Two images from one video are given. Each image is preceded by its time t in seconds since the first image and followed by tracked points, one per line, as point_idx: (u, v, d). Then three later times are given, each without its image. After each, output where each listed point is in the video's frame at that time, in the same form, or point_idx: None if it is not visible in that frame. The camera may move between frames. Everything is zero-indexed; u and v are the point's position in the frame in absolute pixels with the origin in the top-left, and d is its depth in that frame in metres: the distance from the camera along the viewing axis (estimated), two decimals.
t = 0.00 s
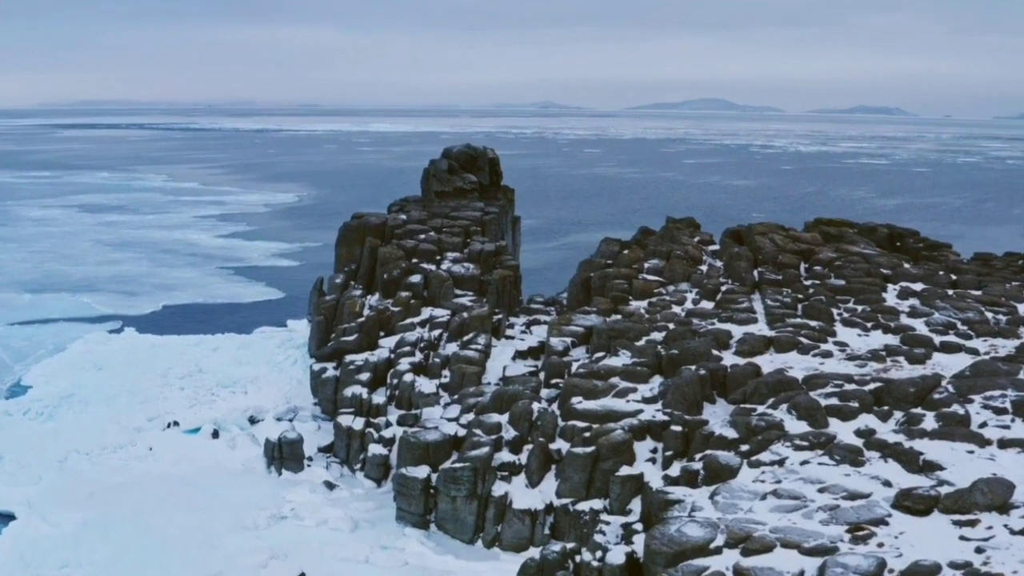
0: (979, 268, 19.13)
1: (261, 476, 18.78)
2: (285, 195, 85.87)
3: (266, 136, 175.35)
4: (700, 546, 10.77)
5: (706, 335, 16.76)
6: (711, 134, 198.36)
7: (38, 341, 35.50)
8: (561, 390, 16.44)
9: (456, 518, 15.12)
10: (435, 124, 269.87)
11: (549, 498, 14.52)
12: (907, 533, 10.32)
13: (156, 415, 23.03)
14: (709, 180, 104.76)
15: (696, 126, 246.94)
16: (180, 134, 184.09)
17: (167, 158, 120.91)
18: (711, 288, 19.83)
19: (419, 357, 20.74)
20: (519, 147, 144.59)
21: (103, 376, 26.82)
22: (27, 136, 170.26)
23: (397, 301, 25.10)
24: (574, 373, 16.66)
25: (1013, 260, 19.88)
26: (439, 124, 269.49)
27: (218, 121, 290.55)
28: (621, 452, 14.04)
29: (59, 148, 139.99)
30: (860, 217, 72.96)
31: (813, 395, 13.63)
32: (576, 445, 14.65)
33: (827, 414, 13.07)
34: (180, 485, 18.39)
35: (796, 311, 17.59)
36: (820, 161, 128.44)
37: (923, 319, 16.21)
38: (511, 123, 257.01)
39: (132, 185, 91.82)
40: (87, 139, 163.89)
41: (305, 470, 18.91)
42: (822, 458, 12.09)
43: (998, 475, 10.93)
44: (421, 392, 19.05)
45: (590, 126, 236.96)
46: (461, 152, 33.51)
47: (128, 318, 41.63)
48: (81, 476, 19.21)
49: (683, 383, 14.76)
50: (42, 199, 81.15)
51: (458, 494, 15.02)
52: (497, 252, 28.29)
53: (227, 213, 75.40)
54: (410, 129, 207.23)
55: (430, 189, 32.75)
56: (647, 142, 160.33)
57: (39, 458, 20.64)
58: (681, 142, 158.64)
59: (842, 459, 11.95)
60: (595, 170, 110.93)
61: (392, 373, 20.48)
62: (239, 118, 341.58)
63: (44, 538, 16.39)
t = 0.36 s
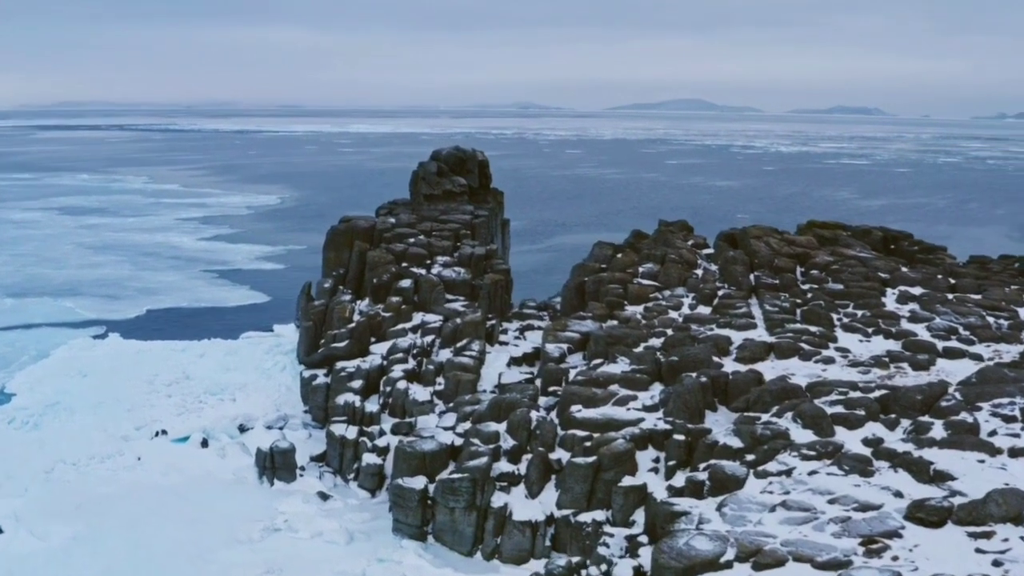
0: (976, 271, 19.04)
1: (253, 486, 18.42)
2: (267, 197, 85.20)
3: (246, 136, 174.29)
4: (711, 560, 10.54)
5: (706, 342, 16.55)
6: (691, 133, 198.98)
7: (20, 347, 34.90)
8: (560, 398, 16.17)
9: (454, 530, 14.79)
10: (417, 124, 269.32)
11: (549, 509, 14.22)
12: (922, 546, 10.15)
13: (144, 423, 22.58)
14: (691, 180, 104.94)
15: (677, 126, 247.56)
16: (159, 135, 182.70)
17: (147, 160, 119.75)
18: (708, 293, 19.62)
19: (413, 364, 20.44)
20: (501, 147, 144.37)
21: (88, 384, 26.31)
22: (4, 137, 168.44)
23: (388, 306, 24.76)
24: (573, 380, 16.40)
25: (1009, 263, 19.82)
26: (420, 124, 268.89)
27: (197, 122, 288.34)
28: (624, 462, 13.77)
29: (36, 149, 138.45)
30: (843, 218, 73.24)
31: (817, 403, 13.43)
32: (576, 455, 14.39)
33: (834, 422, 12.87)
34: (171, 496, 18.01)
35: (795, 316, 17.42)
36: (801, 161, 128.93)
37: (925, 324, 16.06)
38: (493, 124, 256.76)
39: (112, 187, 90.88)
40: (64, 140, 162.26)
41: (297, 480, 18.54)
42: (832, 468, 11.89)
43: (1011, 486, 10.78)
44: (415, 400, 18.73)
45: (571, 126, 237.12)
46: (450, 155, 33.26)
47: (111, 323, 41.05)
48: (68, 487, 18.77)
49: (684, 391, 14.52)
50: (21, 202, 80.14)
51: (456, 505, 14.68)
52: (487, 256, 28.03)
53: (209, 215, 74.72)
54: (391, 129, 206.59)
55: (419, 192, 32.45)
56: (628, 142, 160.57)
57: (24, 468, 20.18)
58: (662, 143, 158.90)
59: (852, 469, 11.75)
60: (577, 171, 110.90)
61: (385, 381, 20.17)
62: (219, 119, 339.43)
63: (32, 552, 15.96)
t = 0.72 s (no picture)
0: (974, 275, 18.95)
1: (244, 497, 18.05)
2: (249, 199, 84.46)
3: (224, 137, 173.07)
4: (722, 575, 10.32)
5: (705, 349, 16.34)
6: (671, 133, 199.52)
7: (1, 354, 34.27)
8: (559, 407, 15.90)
9: (453, 542, 14.49)
10: (397, 124, 268.15)
11: (551, 520, 13.99)
12: (939, 560, 10.00)
13: (131, 432, 22.13)
14: (674, 181, 105.03)
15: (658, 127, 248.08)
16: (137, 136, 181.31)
17: (125, 161, 118.52)
18: (704, 298, 19.42)
19: (405, 371, 20.11)
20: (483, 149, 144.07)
21: (73, 391, 25.79)
22: None
23: (378, 311, 24.39)
24: (571, 387, 16.13)
25: (1005, 266, 19.75)
26: (401, 125, 267.83)
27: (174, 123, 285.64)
28: (626, 472, 13.53)
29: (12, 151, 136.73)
30: (825, 219, 73.47)
31: (823, 411, 13.24)
32: (577, 465, 14.13)
33: (841, 431, 12.67)
34: (161, 508, 17.59)
35: (795, 322, 17.23)
36: (782, 162, 129.32)
37: (927, 330, 15.92)
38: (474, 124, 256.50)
39: (91, 189, 89.83)
40: (41, 141, 160.51)
41: (289, 490, 18.16)
42: (841, 479, 11.71)
43: None
44: (409, 408, 18.41)
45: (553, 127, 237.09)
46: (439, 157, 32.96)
47: (93, 328, 40.44)
48: (55, 499, 18.31)
49: (686, 399, 14.29)
50: None
51: (455, 517, 14.37)
52: (478, 260, 27.73)
53: (191, 217, 73.96)
54: (372, 130, 205.78)
55: (407, 195, 32.13)
56: (610, 143, 160.72)
57: (9, 478, 19.69)
58: (642, 144, 158.93)
59: (862, 480, 11.58)
60: (560, 172, 110.79)
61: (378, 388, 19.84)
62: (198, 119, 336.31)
63: (19, 567, 15.52)
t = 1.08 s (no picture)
0: (973, 278, 18.85)
1: (237, 508, 17.72)
2: (233, 201, 83.79)
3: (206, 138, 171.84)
4: None
5: (706, 355, 16.14)
6: (652, 133, 200.11)
7: None
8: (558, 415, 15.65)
9: (453, 554, 14.25)
10: (381, 125, 267.38)
11: (552, 532, 13.60)
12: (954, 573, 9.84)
13: (120, 440, 21.73)
14: (659, 181, 105.07)
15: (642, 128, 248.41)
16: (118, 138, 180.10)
17: (106, 163, 117.43)
18: (702, 302, 19.23)
19: (399, 378, 19.82)
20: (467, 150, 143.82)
21: (60, 399, 25.34)
22: None
23: (370, 317, 24.06)
24: (571, 394, 15.89)
25: (1004, 269, 19.66)
26: (385, 125, 266.95)
27: (155, 124, 283.50)
28: (629, 482, 13.32)
29: None
30: (811, 219, 73.71)
31: (829, 419, 13.04)
32: (578, 475, 13.90)
33: (848, 439, 12.49)
34: (152, 519, 17.24)
35: (795, 327, 17.06)
36: (766, 162, 129.73)
37: (929, 334, 15.78)
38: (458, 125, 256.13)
39: (73, 191, 88.90)
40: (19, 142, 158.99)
41: (281, 500, 17.83)
42: (851, 489, 11.51)
43: None
44: (405, 416, 18.12)
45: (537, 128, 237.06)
46: (429, 160, 32.71)
47: (78, 332, 39.91)
48: (44, 510, 17.91)
49: (687, 407, 14.11)
50: None
51: (455, 529, 14.12)
52: (470, 263, 27.47)
53: (174, 220, 73.29)
54: (355, 131, 205.01)
55: (398, 198, 31.85)
56: (594, 143, 160.78)
57: None
58: (626, 145, 159.01)
59: (872, 490, 11.39)
60: (545, 172, 110.62)
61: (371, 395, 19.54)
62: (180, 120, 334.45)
63: None
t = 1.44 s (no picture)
0: (972, 282, 18.76)
1: (229, 518, 17.38)
2: (216, 202, 83.10)
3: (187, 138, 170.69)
4: None
5: (707, 361, 15.92)
6: (634, 133, 200.54)
7: None
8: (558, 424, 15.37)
9: (453, 566, 13.90)
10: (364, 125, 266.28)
11: (554, 543, 13.33)
12: None
13: (108, 449, 21.32)
14: (644, 181, 105.08)
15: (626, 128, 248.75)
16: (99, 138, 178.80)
17: (87, 164, 116.29)
18: (701, 307, 19.01)
19: (394, 385, 19.52)
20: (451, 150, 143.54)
21: (46, 406, 24.88)
22: None
23: (362, 322, 23.71)
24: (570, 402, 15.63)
25: (1002, 272, 19.59)
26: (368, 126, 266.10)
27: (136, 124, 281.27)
28: (633, 492, 13.08)
29: None
30: (797, 220, 73.89)
31: (836, 427, 12.85)
32: (581, 485, 13.63)
33: (856, 448, 12.30)
34: (142, 531, 16.85)
35: (796, 332, 16.88)
36: (750, 163, 130.07)
37: (933, 339, 15.65)
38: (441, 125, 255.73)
39: (54, 193, 87.93)
40: None
41: (275, 511, 17.47)
42: (861, 500, 11.32)
43: None
44: (400, 424, 17.80)
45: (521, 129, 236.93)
46: (419, 162, 32.40)
47: (63, 337, 39.35)
48: (32, 521, 17.52)
49: (691, 415, 13.88)
50: None
51: (455, 541, 13.76)
52: (462, 267, 27.17)
53: (158, 222, 72.58)
54: (338, 131, 204.20)
55: (388, 200, 31.54)
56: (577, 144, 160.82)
57: None
58: (610, 145, 159.09)
59: (883, 500, 11.22)
60: (530, 174, 110.46)
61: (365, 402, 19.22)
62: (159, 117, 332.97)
63: None
